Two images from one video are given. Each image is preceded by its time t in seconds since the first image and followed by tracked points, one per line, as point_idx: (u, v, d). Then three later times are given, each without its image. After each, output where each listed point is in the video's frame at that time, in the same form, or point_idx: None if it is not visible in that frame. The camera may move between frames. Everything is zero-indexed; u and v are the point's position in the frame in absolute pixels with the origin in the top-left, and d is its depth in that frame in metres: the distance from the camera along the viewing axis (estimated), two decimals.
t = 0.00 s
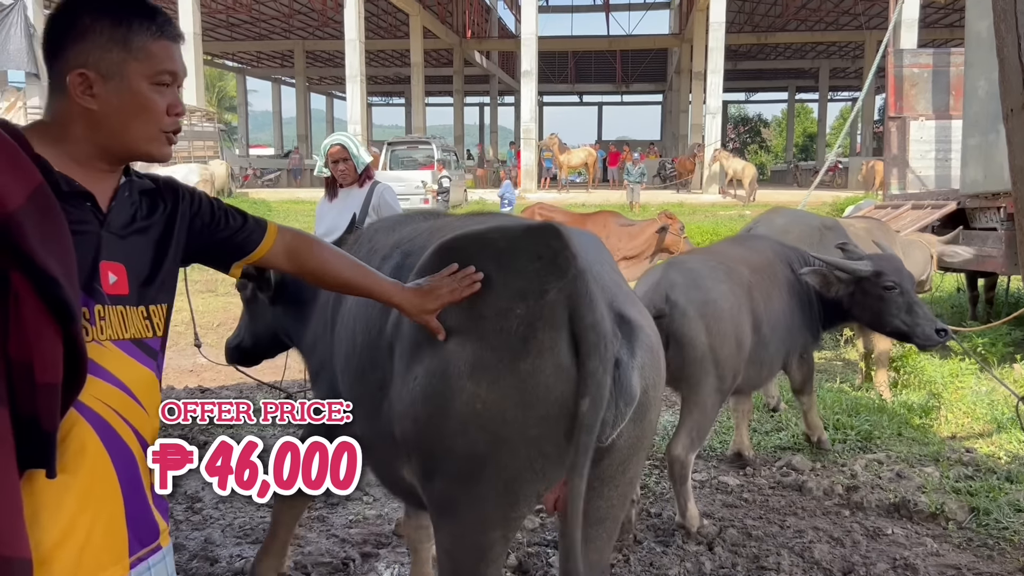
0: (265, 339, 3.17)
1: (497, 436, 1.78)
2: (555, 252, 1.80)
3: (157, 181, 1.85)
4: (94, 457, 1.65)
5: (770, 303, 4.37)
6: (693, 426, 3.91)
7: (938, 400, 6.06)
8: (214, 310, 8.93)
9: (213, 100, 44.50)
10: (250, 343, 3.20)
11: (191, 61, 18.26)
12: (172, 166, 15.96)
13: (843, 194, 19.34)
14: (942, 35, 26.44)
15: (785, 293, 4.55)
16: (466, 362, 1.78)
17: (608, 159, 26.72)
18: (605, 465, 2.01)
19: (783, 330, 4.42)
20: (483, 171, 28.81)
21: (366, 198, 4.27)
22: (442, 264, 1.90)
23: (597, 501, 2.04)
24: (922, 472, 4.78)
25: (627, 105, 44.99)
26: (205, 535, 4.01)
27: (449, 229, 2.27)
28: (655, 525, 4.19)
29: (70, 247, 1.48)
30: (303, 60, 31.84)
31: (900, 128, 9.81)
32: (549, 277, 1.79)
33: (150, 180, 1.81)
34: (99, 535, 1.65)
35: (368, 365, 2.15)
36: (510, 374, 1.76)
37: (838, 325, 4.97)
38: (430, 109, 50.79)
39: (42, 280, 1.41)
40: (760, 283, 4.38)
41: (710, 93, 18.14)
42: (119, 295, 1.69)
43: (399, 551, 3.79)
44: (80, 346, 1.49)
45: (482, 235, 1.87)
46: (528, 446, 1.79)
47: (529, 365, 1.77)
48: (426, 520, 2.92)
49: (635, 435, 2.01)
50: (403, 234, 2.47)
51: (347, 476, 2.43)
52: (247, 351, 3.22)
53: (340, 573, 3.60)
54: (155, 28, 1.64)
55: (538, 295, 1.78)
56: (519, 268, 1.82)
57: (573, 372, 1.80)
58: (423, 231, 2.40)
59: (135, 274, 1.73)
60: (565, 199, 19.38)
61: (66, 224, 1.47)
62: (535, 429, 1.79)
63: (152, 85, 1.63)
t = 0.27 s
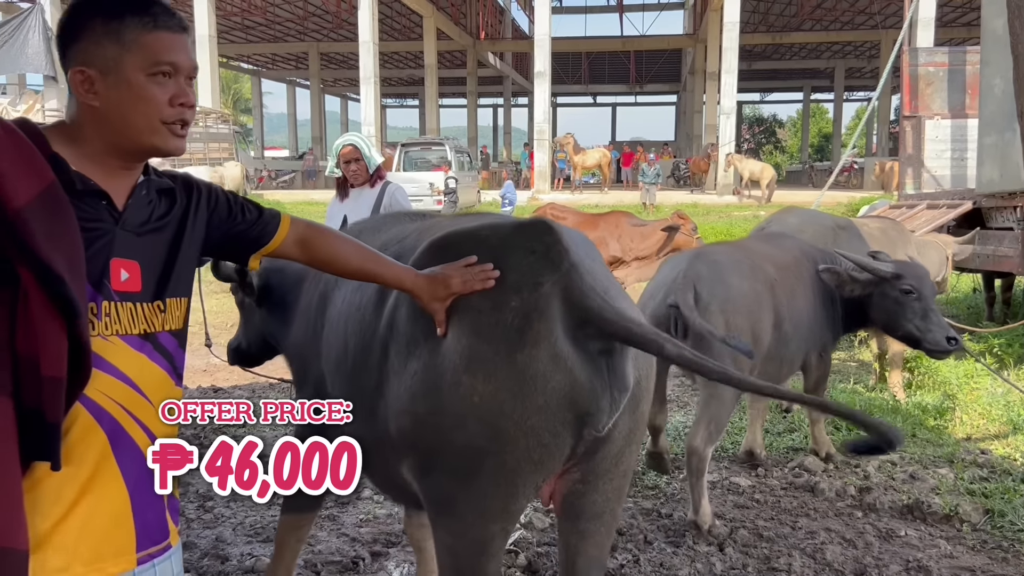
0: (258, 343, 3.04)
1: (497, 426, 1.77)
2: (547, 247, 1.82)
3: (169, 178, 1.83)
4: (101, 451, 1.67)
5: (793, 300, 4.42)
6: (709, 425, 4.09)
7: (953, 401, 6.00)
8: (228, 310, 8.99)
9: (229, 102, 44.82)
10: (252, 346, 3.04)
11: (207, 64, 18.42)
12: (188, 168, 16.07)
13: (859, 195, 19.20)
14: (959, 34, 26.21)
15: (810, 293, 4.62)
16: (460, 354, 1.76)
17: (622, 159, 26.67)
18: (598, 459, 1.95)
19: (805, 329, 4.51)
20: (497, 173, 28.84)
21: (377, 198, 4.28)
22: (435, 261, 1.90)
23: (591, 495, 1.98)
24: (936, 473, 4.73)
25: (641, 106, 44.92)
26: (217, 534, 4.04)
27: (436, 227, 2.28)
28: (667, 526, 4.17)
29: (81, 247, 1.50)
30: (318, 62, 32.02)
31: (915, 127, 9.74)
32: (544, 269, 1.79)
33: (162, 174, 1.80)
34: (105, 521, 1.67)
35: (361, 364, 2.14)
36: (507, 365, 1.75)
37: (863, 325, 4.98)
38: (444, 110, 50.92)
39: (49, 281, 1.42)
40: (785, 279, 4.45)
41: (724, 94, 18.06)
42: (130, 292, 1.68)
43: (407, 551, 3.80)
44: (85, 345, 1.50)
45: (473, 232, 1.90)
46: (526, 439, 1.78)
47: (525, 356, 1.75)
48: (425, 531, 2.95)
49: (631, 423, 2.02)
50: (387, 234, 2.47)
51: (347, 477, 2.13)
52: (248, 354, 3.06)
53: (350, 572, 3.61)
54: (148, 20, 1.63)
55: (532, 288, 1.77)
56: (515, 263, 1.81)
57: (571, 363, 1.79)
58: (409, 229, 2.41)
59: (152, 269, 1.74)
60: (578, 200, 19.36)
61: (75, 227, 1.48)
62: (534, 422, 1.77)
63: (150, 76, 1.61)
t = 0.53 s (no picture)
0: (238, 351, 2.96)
1: (480, 424, 1.74)
2: (520, 246, 1.82)
3: (145, 172, 1.82)
4: (91, 454, 1.65)
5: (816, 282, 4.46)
6: (726, 417, 4.05)
7: (971, 403, 5.93)
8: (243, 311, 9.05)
9: (246, 104, 45.11)
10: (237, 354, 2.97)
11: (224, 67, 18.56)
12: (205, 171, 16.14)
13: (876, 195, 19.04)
14: (979, 33, 25.91)
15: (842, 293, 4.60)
16: (439, 354, 1.76)
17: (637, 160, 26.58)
18: (583, 451, 1.96)
19: (830, 334, 4.47)
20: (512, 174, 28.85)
21: (392, 198, 4.30)
22: (412, 262, 1.91)
23: (579, 489, 1.99)
24: (952, 476, 4.68)
25: (657, 107, 44.78)
26: (231, 533, 4.07)
27: (411, 231, 2.29)
28: (681, 528, 4.15)
29: (52, 252, 1.48)
30: (334, 64, 32.17)
31: (932, 127, 9.65)
32: (516, 268, 1.80)
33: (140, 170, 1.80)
34: (104, 523, 1.67)
35: (339, 367, 2.13)
36: (487, 362, 1.74)
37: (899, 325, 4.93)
38: (459, 112, 50.98)
39: (18, 291, 1.40)
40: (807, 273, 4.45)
41: (740, 94, 17.95)
42: (113, 291, 1.66)
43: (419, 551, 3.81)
44: (61, 353, 1.47)
45: (447, 236, 1.89)
46: (510, 435, 1.76)
47: (503, 353, 1.74)
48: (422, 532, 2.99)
49: (614, 415, 2.02)
50: (360, 239, 2.50)
51: (348, 476, 2.08)
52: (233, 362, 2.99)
53: (363, 572, 3.63)
54: (80, 9, 1.59)
55: (507, 286, 1.78)
56: (487, 263, 1.81)
57: (551, 358, 1.77)
58: (385, 233, 2.43)
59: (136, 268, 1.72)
60: (593, 201, 19.32)
61: (42, 233, 1.46)
62: (516, 417, 1.75)
63: (89, 65, 1.58)
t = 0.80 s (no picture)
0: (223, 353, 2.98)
1: (464, 424, 1.79)
2: (494, 247, 1.85)
3: (102, 165, 1.73)
4: (47, 469, 1.54)
5: (829, 277, 4.44)
6: (738, 404, 4.09)
7: (991, 406, 5.85)
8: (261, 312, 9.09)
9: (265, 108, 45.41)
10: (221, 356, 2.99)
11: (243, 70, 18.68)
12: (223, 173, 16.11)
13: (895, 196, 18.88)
14: (1001, 32, 25.61)
15: (870, 295, 4.58)
16: (418, 357, 1.80)
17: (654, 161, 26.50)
18: (569, 446, 1.98)
19: (846, 328, 4.48)
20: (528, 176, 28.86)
21: (408, 199, 4.27)
22: (384, 263, 1.92)
23: (569, 483, 2.01)
24: (973, 479, 4.63)
25: (674, 108, 44.60)
26: (249, 533, 4.11)
27: (378, 233, 2.32)
28: (698, 531, 4.13)
29: None
30: (351, 67, 32.30)
31: (952, 126, 9.54)
32: (492, 269, 1.84)
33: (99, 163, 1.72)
34: (66, 541, 1.56)
35: (314, 370, 2.16)
36: (468, 362, 1.78)
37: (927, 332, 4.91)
38: (476, 114, 51.05)
39: None
40: (820, 265, 4.45)
41: (758, 95, 17.84)
42: (61, 295, 1.55)
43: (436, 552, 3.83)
44: None
45: (419, 238, 1.92)
46: (494, 432, 1.80)
47: (484, 353, 1.78)
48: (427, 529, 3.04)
49: (598, 406, 2.03)
50: (332, 241, 2.55)
51: (347, 476, 2.07)
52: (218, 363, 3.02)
53: (379, 572, 3.65)
54: None
55: (483, 287, 1.82)
56: (462, 264, 1.86)
57: (530, 353, 1.81)
58: (354, 235, 2.46)
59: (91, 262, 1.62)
60: (610, 202, 19.27)
61: None
62: (498, 415, 1.79)
63: None
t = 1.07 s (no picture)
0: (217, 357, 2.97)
1: (463, 424, 1.85)
2: (485, 250, 1.87)
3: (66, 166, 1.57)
4: None
5: (854, 274, 4.65)
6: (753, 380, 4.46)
7: (1014, 410, 5.78)
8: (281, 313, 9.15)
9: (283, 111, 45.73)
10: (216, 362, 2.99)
11: (262, 73, 18.82)
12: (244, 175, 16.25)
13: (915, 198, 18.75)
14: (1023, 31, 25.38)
15: (896, 293, 4.72)
16: (414, 358, 1.85)
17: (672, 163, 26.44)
18: (561, 442, 2.06)
19: (872, 324, 4.67)
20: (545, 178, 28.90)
21: (430, 200, 4.34)
22: (374, 269, 1.90)
23: (565, 477, 2.10)
24: (995, 484, 4.58)
25: (691, 109, 44.50)
26: (269, 534, 4.12)
27: (360, 239, 2.30)
28: (716, 534, 4.11)
29: None
30: (369, 70, 32.45)
31: (974, 128, 9.45)
32: (484, 271, 1.87)
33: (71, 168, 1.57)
34: None
35: (301, 375, 2.19)
36: (466, 363, 1.84)
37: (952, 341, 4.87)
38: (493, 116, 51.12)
39: None
40: (846, 263, 4.68)
41: (776, 96, 17.76)
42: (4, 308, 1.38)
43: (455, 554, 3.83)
44: None
45: (408, 241, 1.90)
46: (493, 432, 1.87)
47: (480, 355, 1.84)
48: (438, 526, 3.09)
49: (589, 408, 2.10)
50: (311, 248, 2.58)
51: (346, 476, 2.07)
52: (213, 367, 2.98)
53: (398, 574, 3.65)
54: None
55: (477, 289, 1.85)
56: (452, 267, 1.87)
57: (526, 354, 1.88)
58: (333, 241, 2.48)
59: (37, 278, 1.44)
60: (627, 204, 19.24)
61: None
62: (496, 416, 1.86)
63: None
